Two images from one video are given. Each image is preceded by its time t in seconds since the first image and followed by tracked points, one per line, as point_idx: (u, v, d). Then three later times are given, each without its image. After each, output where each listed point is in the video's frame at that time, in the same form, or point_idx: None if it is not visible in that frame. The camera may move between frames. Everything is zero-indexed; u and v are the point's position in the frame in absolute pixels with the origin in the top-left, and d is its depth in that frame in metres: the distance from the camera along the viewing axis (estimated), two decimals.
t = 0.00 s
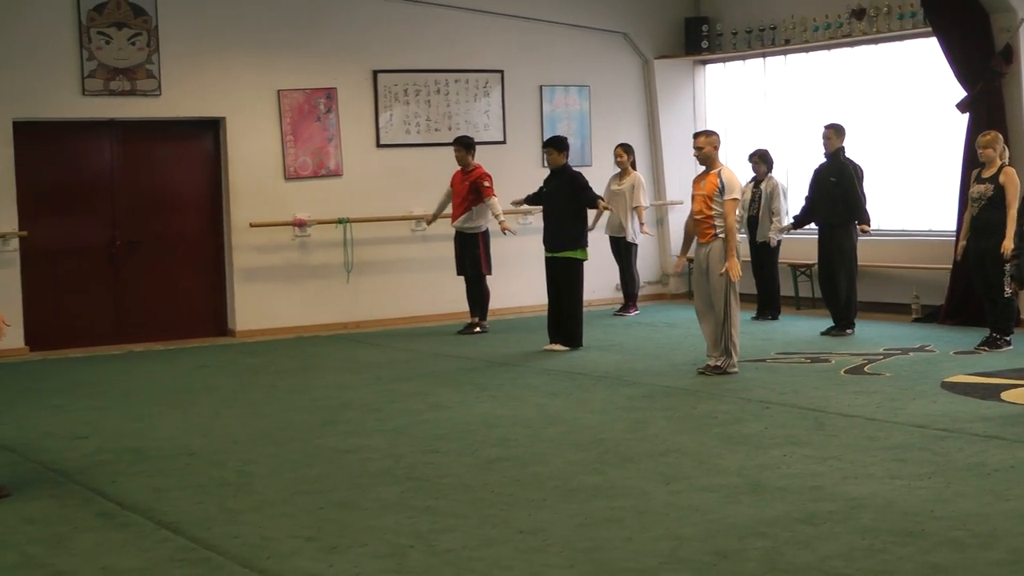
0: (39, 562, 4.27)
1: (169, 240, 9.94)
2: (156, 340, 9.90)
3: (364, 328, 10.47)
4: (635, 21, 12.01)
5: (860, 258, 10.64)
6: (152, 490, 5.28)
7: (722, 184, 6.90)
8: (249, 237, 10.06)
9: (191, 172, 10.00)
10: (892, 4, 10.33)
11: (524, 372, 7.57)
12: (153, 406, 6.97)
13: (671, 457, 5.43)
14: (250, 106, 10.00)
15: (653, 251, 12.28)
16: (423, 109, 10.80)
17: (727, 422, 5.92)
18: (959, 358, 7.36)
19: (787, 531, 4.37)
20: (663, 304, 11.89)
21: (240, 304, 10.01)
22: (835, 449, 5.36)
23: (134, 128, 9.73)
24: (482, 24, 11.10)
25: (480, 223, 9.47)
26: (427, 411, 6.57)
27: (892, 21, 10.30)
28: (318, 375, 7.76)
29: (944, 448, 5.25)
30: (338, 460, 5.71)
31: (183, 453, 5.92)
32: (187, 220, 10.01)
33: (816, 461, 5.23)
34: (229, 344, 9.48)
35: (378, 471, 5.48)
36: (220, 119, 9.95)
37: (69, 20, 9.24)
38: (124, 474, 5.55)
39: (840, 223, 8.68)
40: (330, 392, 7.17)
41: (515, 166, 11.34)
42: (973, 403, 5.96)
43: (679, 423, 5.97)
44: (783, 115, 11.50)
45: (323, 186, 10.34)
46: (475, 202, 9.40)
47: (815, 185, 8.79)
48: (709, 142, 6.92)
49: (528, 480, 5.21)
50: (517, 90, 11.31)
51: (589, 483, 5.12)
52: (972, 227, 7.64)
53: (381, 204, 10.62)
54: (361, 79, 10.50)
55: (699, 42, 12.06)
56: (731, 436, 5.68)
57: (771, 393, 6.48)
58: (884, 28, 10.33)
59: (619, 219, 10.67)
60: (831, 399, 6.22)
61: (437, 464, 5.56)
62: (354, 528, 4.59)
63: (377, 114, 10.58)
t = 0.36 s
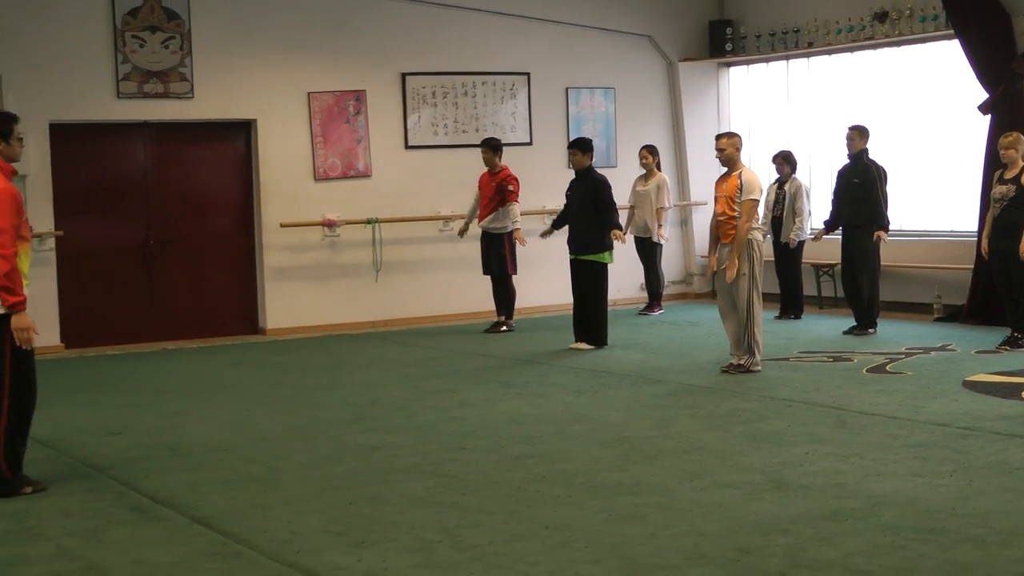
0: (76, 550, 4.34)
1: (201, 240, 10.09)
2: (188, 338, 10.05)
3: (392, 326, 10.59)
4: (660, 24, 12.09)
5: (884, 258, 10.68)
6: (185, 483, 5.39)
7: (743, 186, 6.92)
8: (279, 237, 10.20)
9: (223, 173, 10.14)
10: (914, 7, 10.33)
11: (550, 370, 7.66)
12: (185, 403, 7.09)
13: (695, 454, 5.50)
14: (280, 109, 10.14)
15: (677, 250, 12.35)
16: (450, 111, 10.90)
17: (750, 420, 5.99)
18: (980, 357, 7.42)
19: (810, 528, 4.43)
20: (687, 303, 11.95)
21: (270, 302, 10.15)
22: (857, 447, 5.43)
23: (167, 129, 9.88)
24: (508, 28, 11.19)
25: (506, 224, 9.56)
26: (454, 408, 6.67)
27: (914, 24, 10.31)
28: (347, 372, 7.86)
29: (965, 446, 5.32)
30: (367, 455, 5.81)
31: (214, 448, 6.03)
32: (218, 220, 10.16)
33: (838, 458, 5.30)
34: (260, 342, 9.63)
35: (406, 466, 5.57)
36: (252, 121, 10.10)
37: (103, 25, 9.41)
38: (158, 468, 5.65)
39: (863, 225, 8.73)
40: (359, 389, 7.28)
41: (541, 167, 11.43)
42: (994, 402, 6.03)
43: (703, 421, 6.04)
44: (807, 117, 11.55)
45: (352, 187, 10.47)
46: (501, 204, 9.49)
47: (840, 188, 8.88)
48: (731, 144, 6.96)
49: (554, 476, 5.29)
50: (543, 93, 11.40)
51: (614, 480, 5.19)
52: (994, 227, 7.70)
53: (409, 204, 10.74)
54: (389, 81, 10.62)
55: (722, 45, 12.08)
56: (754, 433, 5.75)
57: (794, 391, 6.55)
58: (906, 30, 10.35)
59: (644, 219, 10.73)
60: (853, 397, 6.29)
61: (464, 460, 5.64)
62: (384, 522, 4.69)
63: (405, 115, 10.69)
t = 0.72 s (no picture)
0: (100, 537, 4.40)
1: (223, 235, 10.22)
2: (211, 332, 10.20)
3: (411, 321, 10.70)
4: (677, 24, 12.16)
5: (898, 255, 10.75)
6: (207, 474, 5.48)
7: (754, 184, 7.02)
8: (300, 233, 10.31)
9: (245, 170, 10.26)
10: (927, 6, 10.38)
11: (567, 364, 7.76)
12: (208, 397, 7.20)
13: (710, 448, 5.58)
14: (301, 107, 10.25)
15: (692, 247, 12.42)
16: (469, 109, 11.00)
17: (764, 414, 6.08)
18: (992, 352, 7.52)
19: (823, 520, 4.50)
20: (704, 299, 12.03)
21: (291, 297, 10.28)
22: (870, 441, 5.51)
23: (191, 126, 10.01)
24: (526, 28, 11.28)
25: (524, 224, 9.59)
26: (472, 402, 6.78)
27: (928, 23, 10.36)
28: (367, 367, 7.98)
29: (976, 440, 5.41)
30: (386, 447, 5.91)
31: (237, 441, 6.13)
32: (241, 216, 10.29)
33: (851, 452, 5.37)
34: (282, 337, 9.76)
35: (425, 458, 5.66)
36: (273, 119, 10.22)
37: (127, 26, 9.54)
38: (181, 460, 5.75)
39: (877, 223, 8.80)
40: (378, 384, 7.39)
41: (558, 165, 11.51)
42: (1005, 396, 6.12)
43: (717, 415, 6.13)
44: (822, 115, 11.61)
45: (372, 184, 10.58)
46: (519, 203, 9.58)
47: (853, 186, 8.96)
48: (743, 142, 7.08)
49: (571, 469, 5.37)
50: (562, 92, 11.49)
51: (630, 472, 5.27)
52: (1005, 224, 7.75)
53: (428, 201, 10.85)
54: (409, 81, 10.73)
55: (738, 45, 12.18)
56: (768, 427, 5.83)
57: (807, 386, 6.65)
58: (920, 30, 10.40)
59: (660, 216, 10.84)
60: (866, 392, 6.39)
61: (482, 452, 5.73)
62: (403, 512, 4.76)
63: (424, 113, 10.80)
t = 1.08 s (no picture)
0: (118, 528, 4.48)
1: (238, 231, 10.32)
2: (227, 327, 10.31)
3: (424, 317, 10.80)
4: (686, 24, 12.24)
5: (905, 252, 10.84)
6: (222, 467, 5.56)
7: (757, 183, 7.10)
8: (314, 229, 10.40)
9: (259, 167, 10.37)
10: (933, 7, 10.47)
11: (577, 360, 7.84)
12: (223, 391, 7.29)
13: (718, 442, 5.66)
14: (315, 106, 10.35)
15: (701, 243, 12.50)
16: (480, 108, 11.09)
17: (772, 409, 6.16)
18: (996, 348, 7.61)
19: (829, 513, 4.55)
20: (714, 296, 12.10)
21: (305, 293, 10.38)
22: (876, 436, 5.58)
23: (207, 125, 10.12)
24: (537, 27, 11.36)
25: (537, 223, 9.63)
26: (484, 397, 6.87)
27: (933, 23, 10.46)
28: (379, 362, 8.07)
29: (981, 435, 5.48)
30: (399, 441, 5.99)
31: (252, 434, 6.22)
32: (257, 213, 10.39)
33: (858, 446, 5.45)
34: (296, 332, 9.87)
35: (437, 452, 5.74)
36: (287, 117, 10.32)
37: (144, 25, 9.65)
38: (197, 453, 5.84)
39: (881, 221, 8.88)
40: (391, 378, 7.49)
41: (568, 162, 11.59)
42: (1010, 392, 6.21)
43: (726, 410, 6.21)
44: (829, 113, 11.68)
45: (385, 181, 10.67)
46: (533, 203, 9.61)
47: (860, 184, 9.07)
48: (744, 146, 7.14)
49: (581, 463, 5.45)
50: (573, 91, 11.58)
51: (639, 466, 5.34)
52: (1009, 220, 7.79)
53: (440, 199, 10.95)
54: (421, 80, 10.82)
55: (746, 44, 12.26)
56: (776, 422, 5.91)
57: (814, 381, 6.74)
58: (926, 30, 10.47)
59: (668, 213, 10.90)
60: (872, 388, 6.48)
61: (493, 446, 5.81)
62: (415, 505, 4.83)
63: (436, 111, 10.89)
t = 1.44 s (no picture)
0: (140, 523, 4.55)
1: (258, 229, 10.41)
2: (246, 324, 10.39)
3: (441, 314, 10.87)
4: (702, 23, 12.26)
5: (921, 250, 10.86)
6: (242, 462, 5.63)
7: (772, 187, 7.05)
8: (333, 227, 10.48)
9: (279, 166, 10.45)
10: (948, 6, 10.47)
11: (594, 357, 7.90)
12: (243, 388, 7.37)
13: (733, 439, 5.69)
14: (334, 105, 10.43)
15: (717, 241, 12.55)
16: (498, 107, 11.14)
17: (787, 407, 6.20)
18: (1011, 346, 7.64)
19: (844, 510, 4.58)
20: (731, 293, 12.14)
21: (324, 292, 10.46)
22: (891, 433, 5.62)
23: (227, 124, 10.21)
24: (554, 27, 11.41)
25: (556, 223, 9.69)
26: (501, 393, 6.93)
27: (948, 23, 10.46)
28: (398, 359, 8.14)
29: (996, 432, 5.51)
30: (416, 437, 6.06)
31: (272, 430, 6.29)
32: (276, 212, 10.47)
33: (873, 443, 5.48)
34: (315, 329, 9.95)
35: (454, 448, 5.80)
36: (307, 117, 10.42)
37: (165, 26, 9.74)
38: (218, 448, 5.92)
39: (896, 220, 8.92)
40: (409, 375, 7.56)
41: (584, 161, 11.64)
42: None
43: (742, 407, 6.25)
44: (844, 112, 11.69)
45: (402, 180, 10.74)
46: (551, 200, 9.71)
47: (873, 186, 9.13)
48: (763, 151, 7.08)
49: (597, 459, 5.49)
50: (589, 90, 11.62)
51: (655, 463, 5.38)
52: None
53: (458, 197, 11.01)
54: (439, 80, 10.88)
55: (762, 43, 12.27)
56: (791, 419, 5.95)
57: (830, 378, 6.78)
58: (942, 29, 10.47)
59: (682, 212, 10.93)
60: (888, 386, 6.51)
61: (510, 443, 5.87)
62: (433, 501, 4.89)
63: (454, 110, 10.95)
